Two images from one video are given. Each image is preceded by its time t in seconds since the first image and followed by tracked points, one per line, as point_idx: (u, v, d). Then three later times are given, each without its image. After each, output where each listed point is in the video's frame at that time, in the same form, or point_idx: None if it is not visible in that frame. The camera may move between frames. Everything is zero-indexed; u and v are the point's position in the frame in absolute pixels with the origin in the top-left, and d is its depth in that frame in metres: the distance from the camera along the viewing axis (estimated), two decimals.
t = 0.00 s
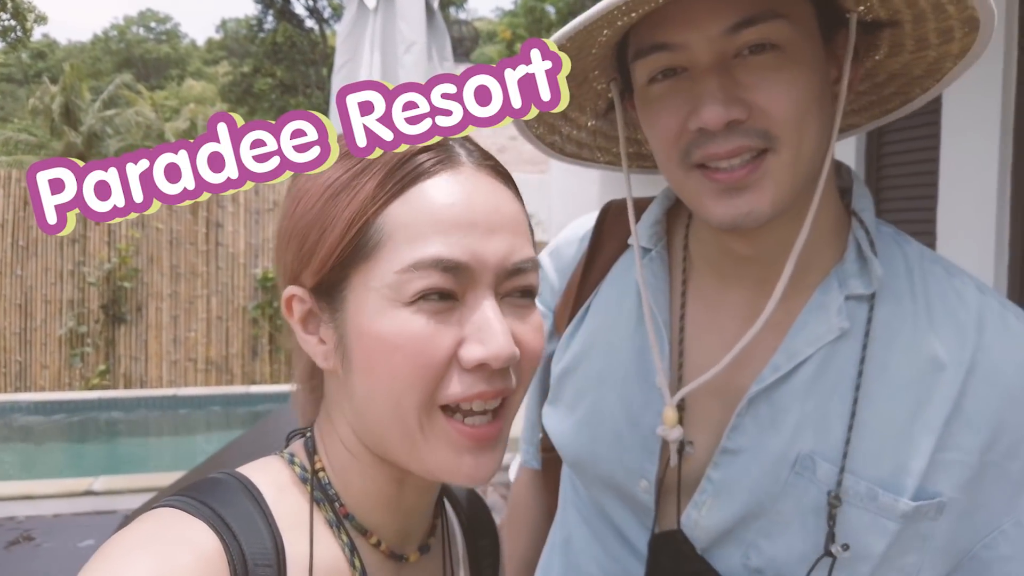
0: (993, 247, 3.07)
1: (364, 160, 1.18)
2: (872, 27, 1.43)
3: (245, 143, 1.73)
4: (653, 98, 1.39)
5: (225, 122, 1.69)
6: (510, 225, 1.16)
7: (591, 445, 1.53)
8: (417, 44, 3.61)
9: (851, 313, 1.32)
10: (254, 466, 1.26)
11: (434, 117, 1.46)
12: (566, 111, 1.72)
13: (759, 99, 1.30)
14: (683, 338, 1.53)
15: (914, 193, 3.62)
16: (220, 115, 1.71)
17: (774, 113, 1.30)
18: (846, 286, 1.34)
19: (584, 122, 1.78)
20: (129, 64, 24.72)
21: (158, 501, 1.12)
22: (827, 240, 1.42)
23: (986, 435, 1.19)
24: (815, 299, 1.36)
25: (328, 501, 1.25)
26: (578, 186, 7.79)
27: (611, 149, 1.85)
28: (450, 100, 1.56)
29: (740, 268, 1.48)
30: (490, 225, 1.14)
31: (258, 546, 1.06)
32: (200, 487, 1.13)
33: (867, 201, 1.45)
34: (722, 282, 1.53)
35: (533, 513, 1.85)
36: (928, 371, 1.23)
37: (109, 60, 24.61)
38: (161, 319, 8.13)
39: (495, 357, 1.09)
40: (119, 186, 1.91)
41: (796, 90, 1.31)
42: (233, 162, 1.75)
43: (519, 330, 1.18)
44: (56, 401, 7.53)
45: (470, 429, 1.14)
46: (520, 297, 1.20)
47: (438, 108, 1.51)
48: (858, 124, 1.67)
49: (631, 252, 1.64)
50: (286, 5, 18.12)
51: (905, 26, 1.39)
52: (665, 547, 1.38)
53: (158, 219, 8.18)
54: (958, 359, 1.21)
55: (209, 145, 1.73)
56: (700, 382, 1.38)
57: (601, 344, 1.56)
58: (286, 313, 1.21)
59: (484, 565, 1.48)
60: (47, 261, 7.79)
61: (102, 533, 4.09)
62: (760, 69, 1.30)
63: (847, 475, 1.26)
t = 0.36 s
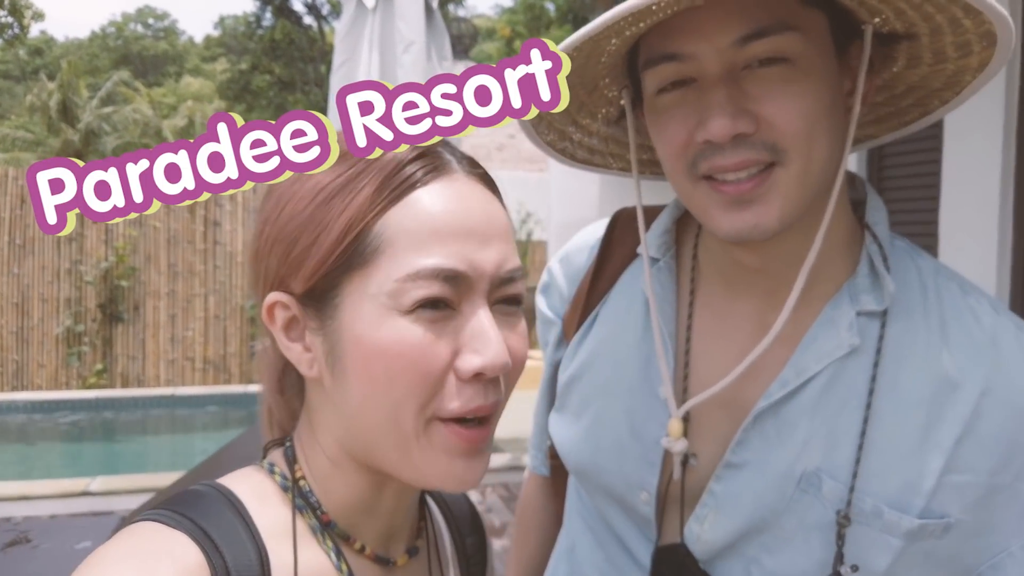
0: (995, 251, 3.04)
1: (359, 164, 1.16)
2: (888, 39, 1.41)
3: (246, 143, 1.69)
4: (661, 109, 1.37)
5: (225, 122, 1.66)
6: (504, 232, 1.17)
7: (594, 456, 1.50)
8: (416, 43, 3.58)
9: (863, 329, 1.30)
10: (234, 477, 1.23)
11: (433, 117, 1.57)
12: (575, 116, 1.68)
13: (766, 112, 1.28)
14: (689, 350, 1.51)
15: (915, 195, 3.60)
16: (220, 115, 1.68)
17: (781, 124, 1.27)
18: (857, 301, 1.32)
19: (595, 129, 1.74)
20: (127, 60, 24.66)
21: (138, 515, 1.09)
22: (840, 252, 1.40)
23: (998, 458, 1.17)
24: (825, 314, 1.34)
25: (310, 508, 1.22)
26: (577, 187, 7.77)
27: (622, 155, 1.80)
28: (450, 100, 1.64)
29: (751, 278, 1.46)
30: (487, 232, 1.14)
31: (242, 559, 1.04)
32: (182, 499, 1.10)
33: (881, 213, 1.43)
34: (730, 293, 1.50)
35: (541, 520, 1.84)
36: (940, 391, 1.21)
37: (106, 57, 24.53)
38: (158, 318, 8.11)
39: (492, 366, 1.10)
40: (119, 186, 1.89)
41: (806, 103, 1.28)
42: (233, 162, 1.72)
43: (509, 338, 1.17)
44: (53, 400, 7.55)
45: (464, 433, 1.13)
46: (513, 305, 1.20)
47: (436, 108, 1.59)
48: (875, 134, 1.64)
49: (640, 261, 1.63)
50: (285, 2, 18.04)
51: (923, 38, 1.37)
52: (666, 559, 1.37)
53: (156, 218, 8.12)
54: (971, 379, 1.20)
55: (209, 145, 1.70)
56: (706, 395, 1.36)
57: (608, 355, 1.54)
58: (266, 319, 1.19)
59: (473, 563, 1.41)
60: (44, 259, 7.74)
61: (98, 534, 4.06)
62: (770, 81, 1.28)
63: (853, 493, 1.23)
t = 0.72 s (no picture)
0: (999, 252, 3.03)
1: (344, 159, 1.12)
2: (893, 30, 1.41)
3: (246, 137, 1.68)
4: (666, 106, 1.36)
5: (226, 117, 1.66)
6: (492, 232, 1.11)
7: (605, 455, 1.50)
8: (418, 40, 3.61)
9: (874, 326, 1.30)
10: (226, 471, 1.22)
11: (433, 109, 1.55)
12: (583, 118, 1.67)
13: (773, 107, 1.26)
14: (701, 350, 1.51)
15: (920, 193, 3.59)
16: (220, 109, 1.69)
17: (788, 118, 1.26)
18: (868, 298, 1.32)
19: (603, 131, 1.73)
20: (129, 56, 24.63)
21: (130, 511, 1.08)
22: (850, 247, 1.40)
23: (1011, 452, 1.18)
24: (836, 311, 1.34)
25: (302, 502, 1.21)
26: (578, 185, 7.76)
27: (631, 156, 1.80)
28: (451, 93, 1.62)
29: (762, 275, 1.46)
30: (470, 231, 1.08)
31: (235, 553, 1.05)
32: (174, 494, 1.09)
33: (890, 208, 1.43)
34: (741, 291, 1.50)
35: (551, 519, 1.83)
36: (952, 388, 1.21)
37: (108, 52, 24.50)
38: (160, 314, 8.08)
39: (467, 368, 1.06)
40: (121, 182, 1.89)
41: (810, 97, 1.27)
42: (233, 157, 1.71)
43: (491, 340, 1.12)
44: (54, 396, 7.60)
45: (449, 431, 1.09)
46: (495, 306, 1.14)
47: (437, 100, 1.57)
48: (886, 129, 1.64)
49: (649, 262, 1.62)
50: None
51: (928, 28, 1.37)
52: (684, 562, 1.34)
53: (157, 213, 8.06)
54: (981, 374, 1.20)
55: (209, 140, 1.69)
56: (718, 392, 1.36)
57: (617, 355, 1.54)
58: (265, 311, 1.18)
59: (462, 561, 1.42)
60: (45, 256, 7.78)
61: (99, 531, 4.05)
62: (774, 75, 1.26)
63: (867, 492, 1.23)
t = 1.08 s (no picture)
0: (1003, 255, 3.05)
1: (372, 173, 1.15)
2: (909, 38, 1.40)
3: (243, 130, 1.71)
4: (675, 119, 1.38)
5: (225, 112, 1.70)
6: (509, 255, 1.13)
7: (617, 464, 1.50)
8: (424, 41, 3.61)
9: (887, 338, 1.30)
10: (237, 474, 1.23)
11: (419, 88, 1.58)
12: (596, 127, 1.68)
13: (780, 121, 1.27)
14: (713, 359, 1.51)
15: (924, 195, 3.61)
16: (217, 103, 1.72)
17: (797, 133, 1.26)
18: (880, 309, 1.31)
19: (618, 138, 1.73)
20: (132, 53, 24.69)
21: (142, 515, 1.09)
22: (863, 257, 1.38)
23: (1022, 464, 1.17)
24: (849, 323, 1.33)
25: (312, 508, 1.22)
26: (581, 184, 7.80)
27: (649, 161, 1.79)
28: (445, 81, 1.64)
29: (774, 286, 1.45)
30: (487, 253, 1.11)
31: (245, 557, 1.05)
32: (185, 498, 1.10)
33: (906, 218, 1.41)
34: (752, 301, 1.50)
35: (560, 522, 1.83)
36: (964, 400, 1.21)
37: (112, 49, 24.57)
38: (163, 311, 8.13)
39: (478, 390, 1.08)
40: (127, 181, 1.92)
41: (818, 110, 1.27)
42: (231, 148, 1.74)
43: (509, 364, 1.16)
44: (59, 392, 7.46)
45: (449, 449, 1.12)
46: (512, 327, 1.17)
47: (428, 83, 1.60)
48: (908, 132, 1.64)
49: (661, 270, 1.62)
50: None
51: (943, 37, 1.36)
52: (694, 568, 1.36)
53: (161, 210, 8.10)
54: (993, 387, 1.19)
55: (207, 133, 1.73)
56: (727, 402, 1.36)
57: (627, 364, 1.54)
58: (283, 316, 1.21)
59: (470, 562, 1.42)
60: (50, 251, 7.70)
61: (101, 527, 4.06)
62: (779, 90, 1.27)
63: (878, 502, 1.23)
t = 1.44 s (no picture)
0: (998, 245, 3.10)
1: (387, 160, 1.15)
2: (907, 23, 1.41)
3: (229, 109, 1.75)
4: (672, 100, 1.41)
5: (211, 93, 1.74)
6: (526, 235, 1.14)
7: (614, 442, 1.54)
8: (424, 36, 3.61)
9: (878, 317, 1.32)
10: (252, 452, 1.24)
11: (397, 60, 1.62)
12: (596, 108, 1.72)
13: (775, 103, 1.30)
14: (707, 339, 1.55)
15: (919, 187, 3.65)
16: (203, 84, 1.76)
17: (790, 116, 1.29)
18: (871, 289, 1.33)
19: (619, 119, 1.77)
20: (134, 52, 24.79)
21: (157, 489, 1.10)
22: (857, 240, 1.41)
23: (1013, 444, 1.19)
24: (841, 303, 1.36)
25: (326, 487, 1.23)
26: (581, 182, 7.81)
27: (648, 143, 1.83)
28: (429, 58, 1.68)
29: (770, 268, 1.48)
30: (505, 233, 1.12)
31: (258, 531, 1.04)
32: (199, 473, 1.10)
33: (899, 201, 1.43)
34: (749, 283, 1.53)
35: (562, 505, 1.84)
36: (954, 378, 1.23)
37: (113, 48, 24.65)
38: (163, 308, 8.14)
39: (502, 367, 1.08)
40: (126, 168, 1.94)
41: (815, 94, 1.29)
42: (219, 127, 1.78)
43: (532, 342, 1.16)
44: (60, 387, 7.63)
45: (473, 436, 1.13)
46: (533, 307, 1.18)
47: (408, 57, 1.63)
48: (905, 117, 1.67)
49: (658, 253, 1.65)
50: None
51: (939, 23, 1.37)
52: (687, 545, 1.37)
53: (162, 207, 8.12)
54: (983, 365, 1.21)
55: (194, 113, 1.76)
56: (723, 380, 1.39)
57: (626, 346, 1.57)
58: (304, 306, 1.22)
59: (474, 544, 1.48)
60: (50, 249, 7.83)
61: (102, 520, 4.09)
62: (775, 72, 1.30)
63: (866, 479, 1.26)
